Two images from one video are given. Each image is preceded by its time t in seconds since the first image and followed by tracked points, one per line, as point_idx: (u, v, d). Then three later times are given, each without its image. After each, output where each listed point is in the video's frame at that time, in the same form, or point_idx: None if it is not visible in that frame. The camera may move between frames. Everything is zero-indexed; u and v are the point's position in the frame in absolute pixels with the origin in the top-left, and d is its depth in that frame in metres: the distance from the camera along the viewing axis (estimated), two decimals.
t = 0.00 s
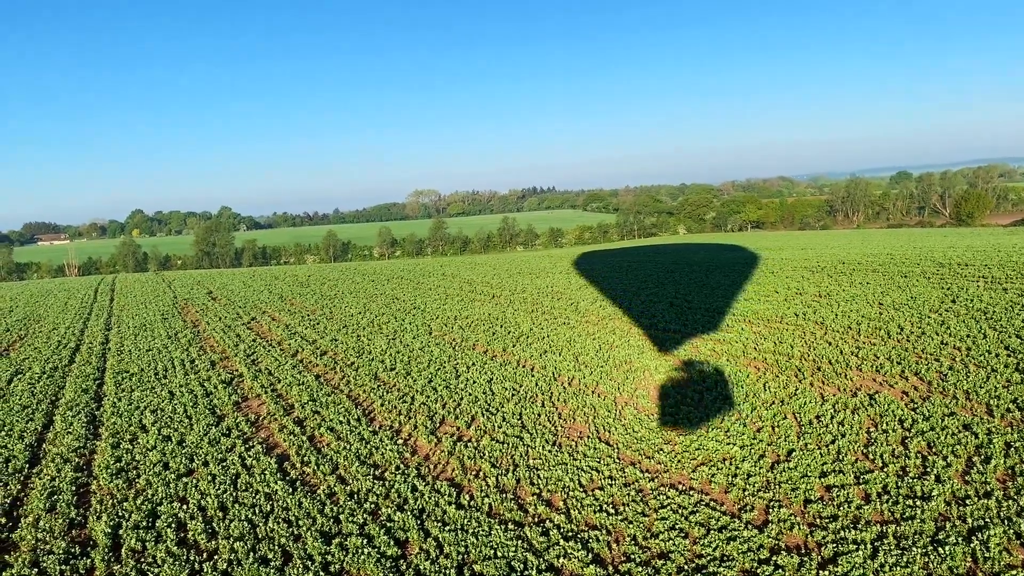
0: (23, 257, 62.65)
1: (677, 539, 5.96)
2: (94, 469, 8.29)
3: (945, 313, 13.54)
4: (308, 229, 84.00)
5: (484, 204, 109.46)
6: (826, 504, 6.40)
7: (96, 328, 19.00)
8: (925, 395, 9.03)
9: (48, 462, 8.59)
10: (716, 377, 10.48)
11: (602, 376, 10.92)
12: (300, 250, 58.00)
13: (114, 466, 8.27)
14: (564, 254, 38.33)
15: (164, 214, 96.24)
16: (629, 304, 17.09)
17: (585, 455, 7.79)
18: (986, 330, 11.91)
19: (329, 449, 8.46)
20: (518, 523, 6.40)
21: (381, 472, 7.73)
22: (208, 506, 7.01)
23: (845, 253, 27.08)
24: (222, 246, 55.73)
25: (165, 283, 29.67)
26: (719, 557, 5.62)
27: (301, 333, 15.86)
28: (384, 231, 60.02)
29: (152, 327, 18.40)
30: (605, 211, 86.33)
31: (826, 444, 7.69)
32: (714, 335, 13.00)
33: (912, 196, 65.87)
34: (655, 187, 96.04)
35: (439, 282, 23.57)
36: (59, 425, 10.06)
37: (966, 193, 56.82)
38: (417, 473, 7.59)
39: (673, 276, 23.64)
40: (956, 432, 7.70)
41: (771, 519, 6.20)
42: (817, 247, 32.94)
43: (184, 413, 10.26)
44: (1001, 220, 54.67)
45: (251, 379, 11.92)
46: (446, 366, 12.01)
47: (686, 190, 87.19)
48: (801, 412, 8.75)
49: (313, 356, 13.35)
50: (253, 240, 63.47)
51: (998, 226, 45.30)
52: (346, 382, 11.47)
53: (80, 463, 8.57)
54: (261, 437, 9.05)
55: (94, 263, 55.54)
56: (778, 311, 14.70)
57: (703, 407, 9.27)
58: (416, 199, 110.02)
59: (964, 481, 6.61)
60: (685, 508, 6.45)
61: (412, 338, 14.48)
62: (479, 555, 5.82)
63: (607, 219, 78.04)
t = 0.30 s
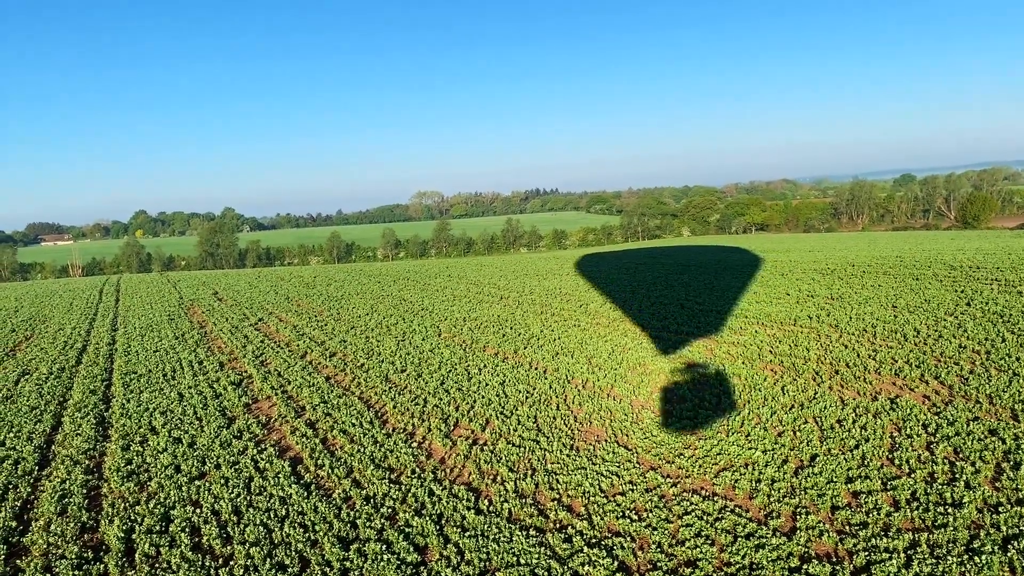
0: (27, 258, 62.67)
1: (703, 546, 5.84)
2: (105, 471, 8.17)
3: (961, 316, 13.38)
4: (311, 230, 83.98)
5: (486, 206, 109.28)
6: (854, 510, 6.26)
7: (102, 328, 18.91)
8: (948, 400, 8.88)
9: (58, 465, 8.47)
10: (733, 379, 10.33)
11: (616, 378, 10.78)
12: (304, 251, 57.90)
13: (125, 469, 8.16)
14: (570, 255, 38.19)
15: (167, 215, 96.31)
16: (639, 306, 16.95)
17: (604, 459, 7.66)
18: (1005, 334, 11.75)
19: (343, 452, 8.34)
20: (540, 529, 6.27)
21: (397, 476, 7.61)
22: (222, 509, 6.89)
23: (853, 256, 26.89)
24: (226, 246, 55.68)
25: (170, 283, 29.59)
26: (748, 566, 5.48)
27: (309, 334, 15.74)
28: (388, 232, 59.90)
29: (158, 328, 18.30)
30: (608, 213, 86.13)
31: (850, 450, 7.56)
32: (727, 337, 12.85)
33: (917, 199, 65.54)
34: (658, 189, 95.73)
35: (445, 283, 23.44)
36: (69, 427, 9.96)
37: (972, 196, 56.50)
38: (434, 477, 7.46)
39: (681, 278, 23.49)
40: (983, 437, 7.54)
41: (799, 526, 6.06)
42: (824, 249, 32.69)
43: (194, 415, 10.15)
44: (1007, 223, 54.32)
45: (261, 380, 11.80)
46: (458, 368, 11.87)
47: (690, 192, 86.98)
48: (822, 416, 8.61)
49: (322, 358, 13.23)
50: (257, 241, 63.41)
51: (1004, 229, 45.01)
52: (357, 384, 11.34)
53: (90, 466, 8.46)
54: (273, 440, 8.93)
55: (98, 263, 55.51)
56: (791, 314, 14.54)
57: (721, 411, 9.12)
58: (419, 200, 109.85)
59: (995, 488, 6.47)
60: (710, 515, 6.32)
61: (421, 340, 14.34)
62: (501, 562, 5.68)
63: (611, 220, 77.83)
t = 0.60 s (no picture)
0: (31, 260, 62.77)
1: (731, 556, 5.71)
2: (115, 475, 8.05)
3: (977, 320, 13.22)
4: (314, 233, 83.98)
5: (489, 209, 109.24)
6: (883, 519, 6.13)
7: (108, 330, 18.81)
8: (971, 406, 8.72)
9: (68, 468, 8.36)
10: (750, 383, 10.19)
11: (630, 382, 10.65)
12: (307, 253, 57.86)
13: (136, 473, 8.04)
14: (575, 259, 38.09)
15: (170, 217, 96.34)
16: (649, 310, 16.80)
17: (624, 465, 7.53)
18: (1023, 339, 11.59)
19: (357, 456, 8.21)
20: (562, 537, 6.14)
21: (412, 482, 7.47)
22: (236, 515, 6.76)
23: (861, 259, 26.74)
24: (230, 249, 55.69)
25: (175, 285, 29.52)
26: None
27: (317, 336, 15.62)
28: (391, 235, 59.86)
29: (165, 330, 18.21)
30: (611, 217, 86.04)
31: (874, 457, 7.42)
32: (741, 341, 12.70)
33: (921, 203, 65.29)
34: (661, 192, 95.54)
35: (452, 286, 23.33)
36: (77, 430, 9.84)
37: (977, 200, 56.27)
38: (450, 483, 7.34)
39: (689, 281, 23.36)
40: (1011, 444, 7.39)
41: (827, 536, 5.92)
42: (830, 253, 32.49)
43: (204, 418, 10.03)
44: (1012, 227, 54.06)
45: (270, 383, 11.69)
46: (469, 371, 11.75)
47: (693, 196, 86.86)
48: (843, 422, 8.46)
49: (331, 361, 13.11)
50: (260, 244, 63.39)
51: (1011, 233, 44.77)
52: (368, 387, 11.21)
53: (100, 469, 8.34)
54: (285, 444, 8.81)
55: (102, 265, 55.53)
56: (804, 318, 14.40)
57: (740, 416, 8.97)
58: (421, 203, 109.92)
59: None
60: (736, 524, 6.18)
61: (430, 342, 14.22)
62: (524, 571, 5.55)
63: (614, 224, 77.74)
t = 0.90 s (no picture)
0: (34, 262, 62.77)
1: (759, 567, 5.57)
2: (124, 481, 7.92)
3: (992, 326, 13.08)
4: (316, 236, 83.96)
5: (491, 213, 109.26)
6: (913, 529, 5.99)
7: (113, 333, 18.69)
8: (993, 413, 8.58)
9: (76, 473, 8.23)
10: (766, 389, 10.05)
11: (644, 388, 10.51)
12: (310, 257, 57.83)
13: (145, 478, 7.91)
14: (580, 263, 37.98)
15: (173, 219, 96.43)
16: (658, 315, 16.66)
17: (643, 472, 7.39)
18: None
19: (370, 462, 8.08)
20: (584, 547, 6.00)
21: (427, 488, 7.33)
22: (249, 523, 6.63)
23: (869, 265, 26.61)
24: (233, 252, 55.69)
25: (179, 288, 29.42)
26: None
27: (324, 340, 15.49)
28: (394, 239, 59.80)
29: (170, 333, 18.09)
30: (614, 221, 86.01)
31: (899, 465, 7.26)
32: (755, 346, 12.56)
33: (925, 208, 64.98)
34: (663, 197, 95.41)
35: (458, 290, 23.21)
36: (85, 434, 9.71)
37: (981, 206, 56.05)
38: (466, 490, 7.20)
39: (697, 285, 23.24)
40: None
41: (857, 547, 5.78)
42: (837, 258, 32.33)
43: (213, 422, 9.90)
44: (1017, 233, 53.80)
45: (279, 387, 11.56)
46: (480, 376, 11.62)
47: (695, 200, 86.78)
48: (864, 429, 8.32)
49: (340, 365, 12.98)
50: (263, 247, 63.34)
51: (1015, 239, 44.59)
52: (378, 392, 11.08)
53: (109, 474, 8.21)
54: (296, 449, 8.67)
55: (104, 268, 55.48)
56: (816, 324, 14.26)
57: (758, 423, 8.83)
58: (423, 207, 109.96)
59: None
60: (761, 535, 6.04)
61: (439, 346, 14.09)
62: None
63: (616, 228, 77.69)
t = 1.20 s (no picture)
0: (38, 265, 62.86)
1: None
2: (134, 486, 7.80)
3: (1009, 332, 12.91)
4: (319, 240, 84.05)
5: (493, 217, 109.25)
6: (944, 539, 5.85)
7: (118, 336, 18.57)
8: (1017, 420, 8.43)
9: (85, 479, 8.10)
10: (783, 395, 9.91)
11: (658, 394, 10.37)
12: (313, 260, 57.78)
13: (155, 484, 7.78)
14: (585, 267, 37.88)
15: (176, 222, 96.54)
16: (668, 319, 16.53)
17: (663, 480, 7.25)
18: None
19: (384, 468, 7.94)
20: (607, 557, 5.85)
21: (443, 495, 7.20)
22: (263, 530, 6.50)
23: (877, 269, 26.43)
24: (235, 255, 55.68)
25: (184, 291, 29.33)
26: None
27: (332, 344, 15.36)
28: (397, 242, 59.73)
29: (175, 336, 17.97)
30: (616, 225, 85.97)
31: (925, 473, 7.12)
32: (768, 352, 12.43)
33: (928, 212, 64.56)
34: (666, 201, 95.40)
35: (465, 294, 23.08)
36: (92, 438, 9.59)
37: (985, 211, 55.80)
38: (484, 497, 7.06)
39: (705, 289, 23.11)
40: None
41: (887, 558, 5.64)
42: (843, 263, 32.24)
43: (222, 427, 9.77)
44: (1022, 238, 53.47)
45: (287, 391, 11.43)
46: (491, 380, 11.48)
47: (698, 204, 86.67)
48: (886, 437, 8.18)
49: (348, 369, 12.85)
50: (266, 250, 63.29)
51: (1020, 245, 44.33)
52: (388, 396, 10.95)
53: (118, 480, 8.09)
54: (308, 454, 8.54)
55: (107, 271, 55.44)
56: (829, 330, 14.13)
57: (777, 429, 8.69)
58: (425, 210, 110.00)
59: None
60: (788, 545, 5.91)
61: (448, 351, 13.96)
62: None
63: (619, 232, 77.62)
